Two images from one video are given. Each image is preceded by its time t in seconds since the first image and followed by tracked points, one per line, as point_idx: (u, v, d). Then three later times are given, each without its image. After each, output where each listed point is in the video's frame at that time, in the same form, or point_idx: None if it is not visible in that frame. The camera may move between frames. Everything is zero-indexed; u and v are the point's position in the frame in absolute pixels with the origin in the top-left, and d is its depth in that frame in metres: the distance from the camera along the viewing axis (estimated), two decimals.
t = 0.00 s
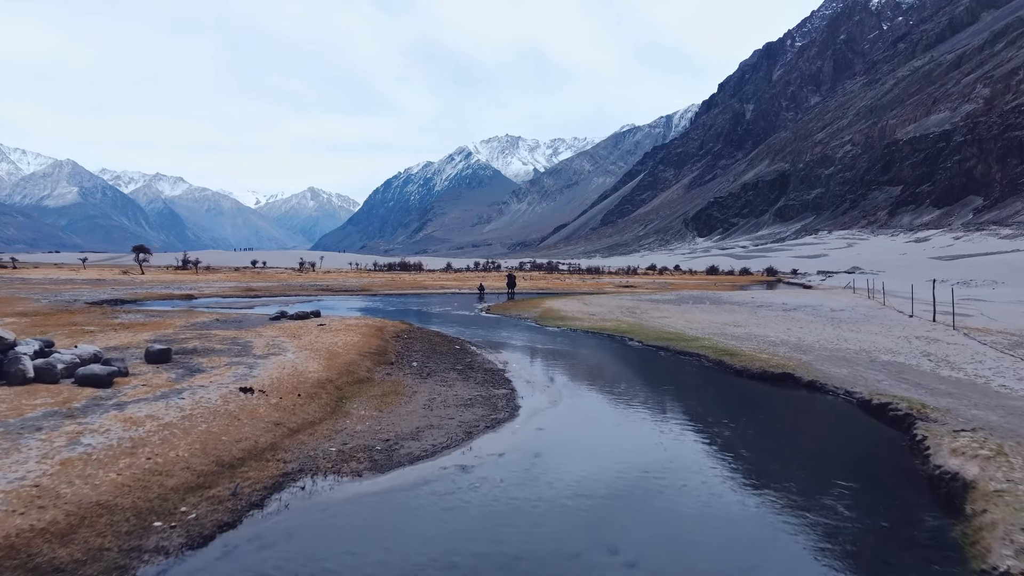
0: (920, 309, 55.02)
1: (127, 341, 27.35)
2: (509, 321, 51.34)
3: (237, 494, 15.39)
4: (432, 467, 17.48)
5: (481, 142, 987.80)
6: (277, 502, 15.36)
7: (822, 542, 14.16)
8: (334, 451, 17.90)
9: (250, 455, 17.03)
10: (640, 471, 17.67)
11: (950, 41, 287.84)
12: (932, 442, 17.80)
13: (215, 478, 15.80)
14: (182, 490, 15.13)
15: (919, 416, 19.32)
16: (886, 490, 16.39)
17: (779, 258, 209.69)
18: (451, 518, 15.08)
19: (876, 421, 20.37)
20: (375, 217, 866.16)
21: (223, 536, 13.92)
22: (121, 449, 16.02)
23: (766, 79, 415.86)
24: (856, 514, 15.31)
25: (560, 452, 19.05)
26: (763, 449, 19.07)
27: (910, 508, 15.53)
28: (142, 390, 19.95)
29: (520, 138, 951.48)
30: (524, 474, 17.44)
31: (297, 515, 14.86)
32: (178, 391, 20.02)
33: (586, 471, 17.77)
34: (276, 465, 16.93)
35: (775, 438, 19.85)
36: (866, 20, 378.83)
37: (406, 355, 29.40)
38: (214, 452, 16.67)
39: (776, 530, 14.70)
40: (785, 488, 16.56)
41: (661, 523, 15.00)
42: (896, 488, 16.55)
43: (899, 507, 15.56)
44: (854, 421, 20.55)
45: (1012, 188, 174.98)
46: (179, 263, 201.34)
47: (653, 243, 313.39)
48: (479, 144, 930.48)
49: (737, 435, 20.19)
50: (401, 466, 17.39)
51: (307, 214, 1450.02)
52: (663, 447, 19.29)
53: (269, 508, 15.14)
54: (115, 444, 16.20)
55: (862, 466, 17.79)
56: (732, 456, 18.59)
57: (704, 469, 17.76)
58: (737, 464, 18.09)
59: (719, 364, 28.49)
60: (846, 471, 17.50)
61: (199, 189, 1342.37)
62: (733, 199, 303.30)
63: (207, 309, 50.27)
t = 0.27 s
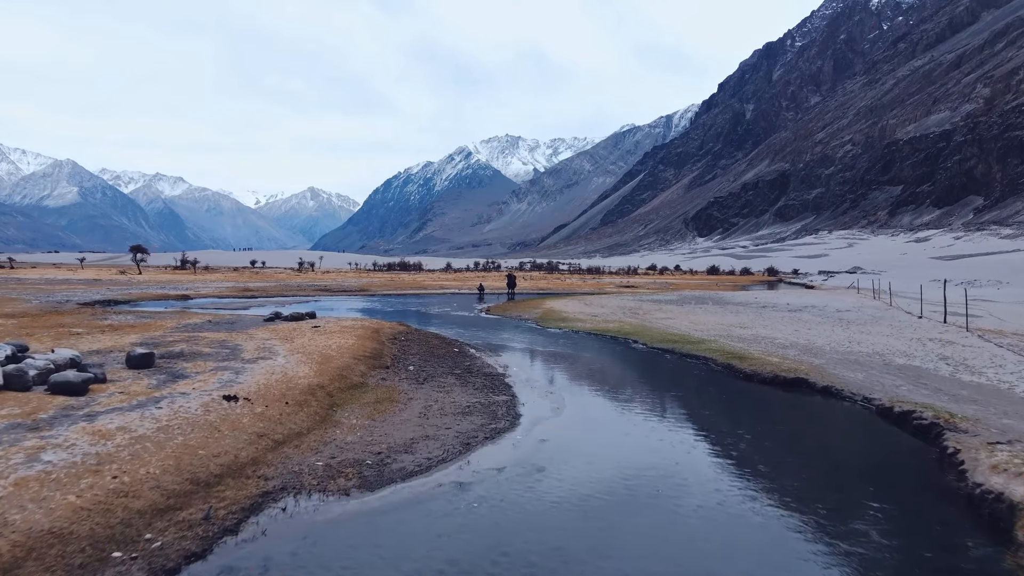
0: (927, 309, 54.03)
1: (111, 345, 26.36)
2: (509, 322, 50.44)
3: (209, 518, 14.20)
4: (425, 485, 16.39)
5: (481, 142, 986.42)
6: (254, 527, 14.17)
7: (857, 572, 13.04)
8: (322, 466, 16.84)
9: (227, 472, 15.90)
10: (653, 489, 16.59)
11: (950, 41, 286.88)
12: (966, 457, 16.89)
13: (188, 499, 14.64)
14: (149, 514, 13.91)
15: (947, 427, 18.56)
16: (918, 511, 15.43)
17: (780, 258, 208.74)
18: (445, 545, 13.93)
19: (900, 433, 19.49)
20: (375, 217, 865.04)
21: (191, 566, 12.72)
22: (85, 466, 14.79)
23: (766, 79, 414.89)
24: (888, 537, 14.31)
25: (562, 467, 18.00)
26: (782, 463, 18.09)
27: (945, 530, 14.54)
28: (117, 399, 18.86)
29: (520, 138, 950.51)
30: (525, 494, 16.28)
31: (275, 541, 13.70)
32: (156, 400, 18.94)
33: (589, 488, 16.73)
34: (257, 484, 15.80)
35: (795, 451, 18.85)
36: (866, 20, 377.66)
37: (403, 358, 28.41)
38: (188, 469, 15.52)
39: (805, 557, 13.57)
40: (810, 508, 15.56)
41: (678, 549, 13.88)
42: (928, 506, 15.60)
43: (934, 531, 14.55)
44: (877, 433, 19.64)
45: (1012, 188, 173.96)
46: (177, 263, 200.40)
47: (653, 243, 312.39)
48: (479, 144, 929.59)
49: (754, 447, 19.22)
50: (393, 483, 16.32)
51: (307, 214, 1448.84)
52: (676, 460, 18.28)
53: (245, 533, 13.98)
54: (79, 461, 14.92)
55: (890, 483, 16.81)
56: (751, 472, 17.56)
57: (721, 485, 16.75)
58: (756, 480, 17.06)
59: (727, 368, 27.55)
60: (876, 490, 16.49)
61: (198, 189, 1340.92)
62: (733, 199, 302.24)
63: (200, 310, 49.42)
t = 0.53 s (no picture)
0: (934, 309, 52.90)
1: (92, 349, 25.32)
2: (508, 324, 49.46)
3: (172, 548, 12.82)
4: (418, 507, 15.15)
5: (481, 142, 985.08)
6: (224, 557, 12.86)
7: None
8: (307, 484, 15.64)
9: (199, 493, 14.60)
10: (667, 511, 15.46)
11: (950, 41, 285.80)
12: (1006, 475, 15.98)
13: (154, 524, 13.36)
14: (106, 542, 12.55)
15: (982, 439, 17.76)
16: (958, 534, 14.39)
17: (780, 257, 207.66)
18: None
19: (930, 446, 18.54)
20: (375, 217, 863.99)
21: None
22: (38, 489, 13.47)
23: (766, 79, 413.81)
24: (928, 565, 13.23)
25: (566, 484, 16.80)
26: (805, 480, 17.03)
27: (992, 558, 13.46)
28: (87, 409, 17.70)
29: (520, 138, 949.38)
30: (528, 517, 15.08)
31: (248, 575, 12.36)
32: (128, 410, 17.77)
33: (594, 509, 15.53)
34: (232, 506, 14.50)
35: (817, 467, 17.81)
36: (866, 20, 376.48)
37: (399, 362, 27.31)
38: (157, 490, 14.25)
39: None
40: (841, 533, 14.46)
41: None
42: (967, 529, 14.60)
43: (978, 558, 13.46)
44: (904, 447, 18.68)
45: (1013, 187, 172.87)
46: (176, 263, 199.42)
47: (653, 243, 311.43)
48: (479, 144, 928.64)
49: (774, 463, 18.16)
50: (383, 504, 15.11)
51: (307, 214, 1448.06)
52: (692, 478, 17.18)
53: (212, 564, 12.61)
54: (34, 482, 13.64)
55: (924, 504, 15.78)
56: (773, 491, 16.43)
57: (740, 506, 15.61)
58: (779, 501, 15.96)
59: (738, 373, 26.53)
60: (910, 511, 15.47)
61: (198, 189, 1339.97)
62: (733, 199, 301.17)
63: (193, 311, 48.43)
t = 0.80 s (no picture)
0: (944, 310, 51.90)
1: (71, 352, 24.21)
2: (509, 325, 48.41)
3: None
4: (407, 535, 13.83)
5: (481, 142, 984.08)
6: None
7: None
8: (286, 508, 14.31)
9: (164, 519, 13.35)
10: (682, 537, 14.26)
11: (951, 41, 284.74)
12: None
13: (108, 558, 12.04)
14: None
15: (1020, 453, 16.75)
16: (1004, 563, 13.29)
17: (781, 257, 206.45)
18: None
19: (962, 462, 17.54)
20: (375, 217, 863.24)
21: None
22: None
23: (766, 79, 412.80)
24: None
25: (571, 507, 15.59)
26: (832, 503, 15.80)
27: None
28: (51, 422, 16.51)
29: (520, 138, 948.24)
30: (528, 544, 13.88)
31: None
32: (96, 423, 16.59)
33: (601, 534, 14.32)
34: (202, 534, 13.24)
35: (840, 484, 16.71)
36: (866, 20, 375.28)
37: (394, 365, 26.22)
38: (116, 516, 12.99)
39: None
40: (876, 563, 13.29)
41: None
42: (1014, 557, 13.49)
43: None
44: (934, 462, 17.63)
45: (1014, 187, 171.77)
46: (174, 263, 198.33)
47: (653, 243, 310.39)
48: (479, 144, 927.60)
49: (794, 478, 17.07)
50: (368, 533, 13.75)
51: (307, 214, 1445.79)
52: (710, 500, 15.93)
53: None
54: None
55: (960, 526, 14.68)
56: (794, 513, 15.27)
57: (759, 532, 14.43)
58: (804, 525, 14.81)
59: (750, 379, 25.44)
60: (951, 539, 14.25)
61: (198, 189, 1339.26)
62: (733, 199, 300.00)
63: (185, 312, 47.35)
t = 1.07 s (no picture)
0: (953, 311, 50.76)
1: (47, 357, 22.92)
2: (509, 326, 47.25)
3: None
4: (392, 570, 12.39)
5: (481, 143, 983.17)
6: None
7: None
8: (259, 539, 12.82)
9: (119, 554, 11.84)
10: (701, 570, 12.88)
11: (951, 41, 283.66)
12: None
13: None
14: None
15: None
16: None
17: (782, 257, 205.35)
18: None
19: (1001, 478, 16.34)
20: (375, 217, 862.14)
21: None
22: None
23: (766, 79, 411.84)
24: None
25: (577, 534, 14.20)
26: (865, 528, 14.49)
27: None
28: (9, 437, 15.14)
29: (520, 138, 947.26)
30: None
31: None
32: (57, 438, 15.23)
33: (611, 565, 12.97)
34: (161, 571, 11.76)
35: (870, 506, 15.42)
36: (867, 20, 374.05)
37: (389, 371, 25.02)
38: (62, 552, 11.49)
39: None
40: None
41: None
42: None
43: None
44: (970, 480, 16.40)
45: (1014, 186, 170.65)
46: (173, 263, 197.26)
47: (653, 243, 309.26)
48: (479, 144, 926.59)
49: (819, 497, 15.80)
50: (350, 568, 12.30)
51: (308, 214, 1444.65)
52: (728, 525, 14.55)
53: None
54: None
55: (1008, 554, 13.42)
56: (823, 540, 13.90)
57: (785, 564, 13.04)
58: (836, 555, 13.45)
59: (763, 386, 24.27)
60: (1002, 569, 12.92)
61: (198, 189, 1338.27)
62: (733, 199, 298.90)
63: (176, 313, 46.10)
